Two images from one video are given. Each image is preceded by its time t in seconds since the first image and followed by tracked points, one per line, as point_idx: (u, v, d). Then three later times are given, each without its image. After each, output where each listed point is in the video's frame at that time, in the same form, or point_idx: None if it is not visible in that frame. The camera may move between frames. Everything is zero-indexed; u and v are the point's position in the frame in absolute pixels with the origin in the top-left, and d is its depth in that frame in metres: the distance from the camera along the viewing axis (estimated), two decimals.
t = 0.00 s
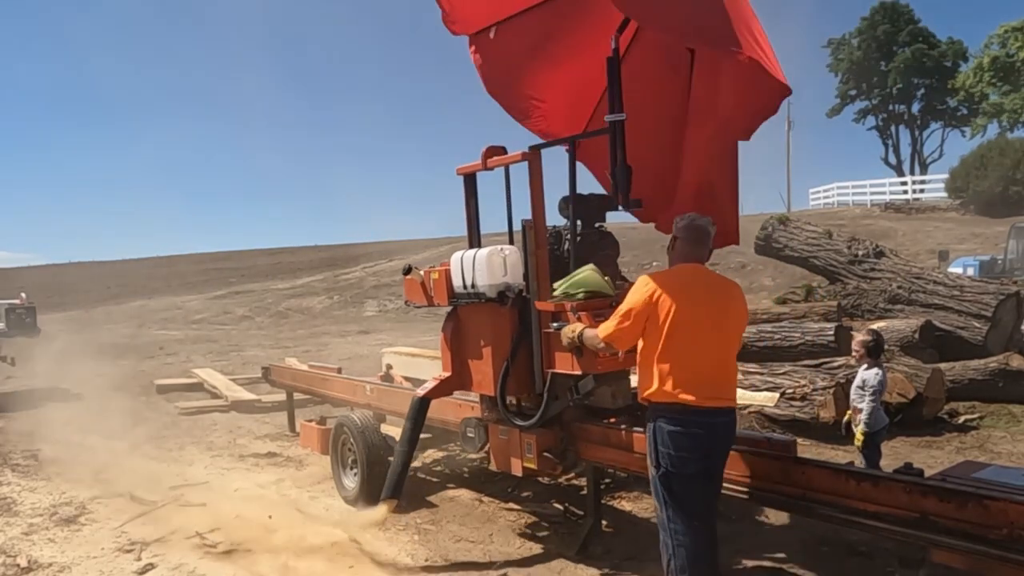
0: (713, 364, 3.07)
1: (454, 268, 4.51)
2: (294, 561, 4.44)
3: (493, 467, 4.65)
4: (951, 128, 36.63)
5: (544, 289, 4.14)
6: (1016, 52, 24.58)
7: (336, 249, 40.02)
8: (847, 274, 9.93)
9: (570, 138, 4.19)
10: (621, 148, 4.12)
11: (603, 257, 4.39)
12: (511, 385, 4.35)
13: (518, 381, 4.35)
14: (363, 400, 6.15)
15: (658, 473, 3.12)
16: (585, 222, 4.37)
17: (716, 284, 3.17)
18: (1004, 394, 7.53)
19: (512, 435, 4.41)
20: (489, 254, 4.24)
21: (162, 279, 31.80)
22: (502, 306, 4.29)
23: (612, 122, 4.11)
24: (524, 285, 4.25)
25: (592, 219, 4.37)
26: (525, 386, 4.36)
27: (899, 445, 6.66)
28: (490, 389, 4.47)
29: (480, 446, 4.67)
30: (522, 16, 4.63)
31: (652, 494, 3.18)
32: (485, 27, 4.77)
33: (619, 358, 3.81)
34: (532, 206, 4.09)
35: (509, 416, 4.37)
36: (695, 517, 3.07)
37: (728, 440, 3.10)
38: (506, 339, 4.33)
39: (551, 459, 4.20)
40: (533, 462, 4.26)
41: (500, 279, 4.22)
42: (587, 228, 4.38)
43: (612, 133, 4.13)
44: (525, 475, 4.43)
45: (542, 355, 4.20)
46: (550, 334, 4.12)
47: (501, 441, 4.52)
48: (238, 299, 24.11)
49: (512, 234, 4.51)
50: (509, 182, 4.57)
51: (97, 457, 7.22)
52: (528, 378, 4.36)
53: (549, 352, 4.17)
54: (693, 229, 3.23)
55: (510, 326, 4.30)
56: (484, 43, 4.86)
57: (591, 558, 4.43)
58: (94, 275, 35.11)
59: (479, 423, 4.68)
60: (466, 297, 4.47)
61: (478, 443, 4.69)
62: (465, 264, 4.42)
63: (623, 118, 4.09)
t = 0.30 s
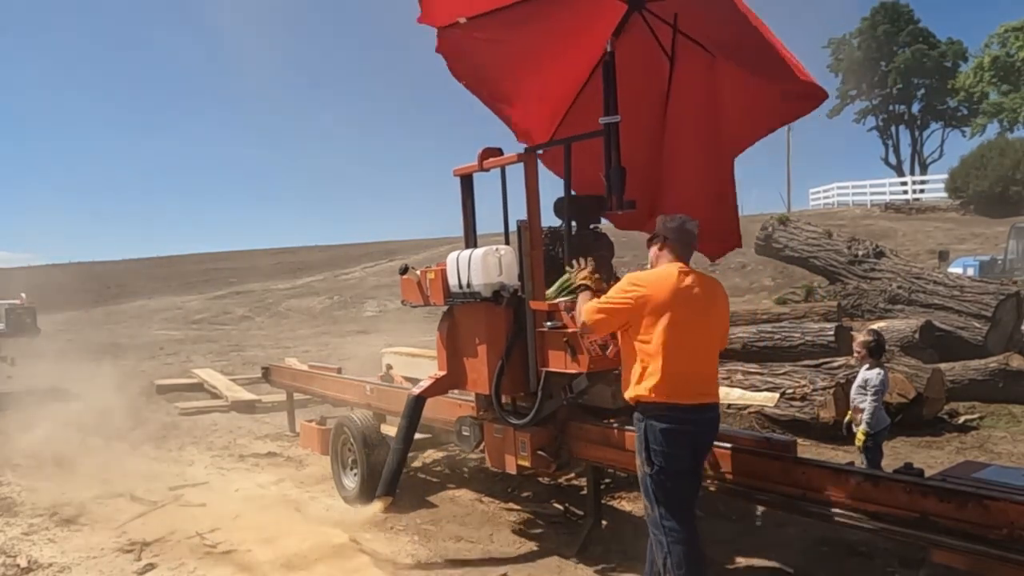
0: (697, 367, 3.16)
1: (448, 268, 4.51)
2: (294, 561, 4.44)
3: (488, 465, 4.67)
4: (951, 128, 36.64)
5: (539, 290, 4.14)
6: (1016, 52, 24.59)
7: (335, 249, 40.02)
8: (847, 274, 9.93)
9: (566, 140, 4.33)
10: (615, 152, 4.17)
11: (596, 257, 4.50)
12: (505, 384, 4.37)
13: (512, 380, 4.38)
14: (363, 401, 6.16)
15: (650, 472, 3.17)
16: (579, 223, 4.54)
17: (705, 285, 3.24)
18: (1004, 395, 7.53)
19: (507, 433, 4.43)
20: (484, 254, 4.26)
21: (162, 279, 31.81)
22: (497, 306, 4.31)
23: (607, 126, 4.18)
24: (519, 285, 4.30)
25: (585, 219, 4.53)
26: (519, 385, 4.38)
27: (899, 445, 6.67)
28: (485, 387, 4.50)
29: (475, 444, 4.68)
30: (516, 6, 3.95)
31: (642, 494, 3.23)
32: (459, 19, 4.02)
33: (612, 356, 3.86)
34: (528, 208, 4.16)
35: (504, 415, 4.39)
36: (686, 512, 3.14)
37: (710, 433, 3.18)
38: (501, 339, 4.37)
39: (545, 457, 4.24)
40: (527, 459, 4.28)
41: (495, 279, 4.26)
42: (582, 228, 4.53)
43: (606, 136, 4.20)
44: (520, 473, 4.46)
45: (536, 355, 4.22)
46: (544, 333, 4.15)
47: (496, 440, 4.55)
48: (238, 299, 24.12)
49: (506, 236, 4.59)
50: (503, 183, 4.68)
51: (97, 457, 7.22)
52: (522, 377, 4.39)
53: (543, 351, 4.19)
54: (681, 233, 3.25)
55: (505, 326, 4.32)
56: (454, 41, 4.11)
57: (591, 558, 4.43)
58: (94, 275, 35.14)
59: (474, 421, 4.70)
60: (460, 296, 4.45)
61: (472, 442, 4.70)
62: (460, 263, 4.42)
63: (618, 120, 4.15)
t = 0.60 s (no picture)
0: (682, 365, 3.22)
1: (444, 269, 4.51)
2: (295, 561, 4.45)
3: (483, 464, 4.68)
4: (952, 128, 36.61)
5: (532, 288, 4.19)
6: (1016, 52, 24.57)
7: (336, 249, 40.07)
8: (847, 275, 9.94)
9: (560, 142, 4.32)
10: (607, 153, 4.14)
11: (591, 259, 4.51)
12: (500, 384, 4.38)
13: (507, 380, 4.38)
14: (363, 401, 6.16)
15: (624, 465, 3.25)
16: (574, 223, 4.57)
17: (697, 288, 3.32)
18: (1004, 395, 7.52)
19: (501, 432, 4.44)
20: (478, 255, 4.25)
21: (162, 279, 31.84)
22: (492, 306, 4.33)
23: (599, 127, 4.15)
24: (513, 285, 4.31)
25: (579, 220, 4.57)
26: (513, 386, 4.39)
27: (900, 445, 6.66)
28: (480, 387, 4.50)
29: (471, 444, 4.71)
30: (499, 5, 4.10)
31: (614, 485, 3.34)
32: (441, 9, 4.14)
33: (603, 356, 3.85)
34: (521, 209, 4.18)
35: (499, 415, 4.40)
36: (658, 503, 3.24)
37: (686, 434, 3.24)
38: (495, 339, 4.38)
39: (539, 455, 4.28)
40: (522, 458, 4.30)
41: (490, 280, 4.25)
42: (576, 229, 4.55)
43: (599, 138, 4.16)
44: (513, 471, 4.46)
45: (530, 355, 4.23)
46: (536, 333, 4.16)
47: (491, 439, 4.55)
48: (239, 299, 24.14)
49: (501, 237, 4.60)
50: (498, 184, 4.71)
51: (97, 457, 7.23)
52: (517, 378, 4.40)
53: (536, 351, 4.20)
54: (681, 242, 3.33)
55: (500, 326, 4.34)
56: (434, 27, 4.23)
57: (592, 558, 4.42)
58: (95, 275, 35.20)
59: (469, 420, 4.72)
60: (456, 296, 4.45)
61: (468, 441, 4.72)
62: (454, 264, 4.41)
63: (610, 122, 4.13)
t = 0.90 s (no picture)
0: (670, 366, 3.22)
1: (439, 269, 4.52)
2: (296, 561, 4.45)
3: (478, 463, 4.69)
4: (952, 128, 36.60)
5: (527, 289, 4.15)
6: (1017, 52, 24.55)
7: (335, 249, 40.10)
8: (847, 275, 9.95)
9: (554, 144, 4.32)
10: (600, 156, 4.14)
11: (586, 259, 4.52)
12: (495, 384, 4.41)
13: (501, 381, 4.41)
14: (363, 401, 6.17)
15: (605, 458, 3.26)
16: (568, 224, 4.59)
17: (690, 292, 3.33)
18: (1005, 395, 7.52)
19: (496, 432, 4.44)
20: (473, 255, 4.27)
21: (163, 279, 31.87)
22: (486, 307, 4.34)
23: (592, 129, 4.16)
24: (508, 286, 4.30)
25: (574, 221, 4.59)
26: (508, 386, 4.41)
27: (900, 446, 6.66)
28: (474, 388, 4.52)
29: (466, 442, 4.71)
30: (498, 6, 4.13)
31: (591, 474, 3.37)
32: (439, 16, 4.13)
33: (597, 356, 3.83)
34: (516, 210, 4.18)
35: (493, 414, 4.43)
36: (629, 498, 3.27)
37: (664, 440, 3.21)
38: (490, 340, 4.39)
39: (533, 454, 4.28)
40: (516, 457, 4.32)
41: (484, 280, 4.26)
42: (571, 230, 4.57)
43: (591, 140, 4.16)
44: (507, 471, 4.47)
45: (523, 356, 4.23)
46: (530, 333, 4.16)
47: (486, 437, 4.56)
48: (239, 299, 24.17)
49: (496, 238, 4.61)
50: (494, 186, 4.78)
51: (98, 457, 7.23)
52: (511, 378, 4.42)
53: (530, 351, 4.20)
54: (677, 246, 3.34)
55: (494, 327, 4.35)
56: (434, 36, 4.19)
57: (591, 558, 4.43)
58: (96, 275, 35.24)
59: (464, 419, 4.72)
60: (451, 297, 4.45)
61: (463, 440, 4.72)
62: (450, 265, 4.43)
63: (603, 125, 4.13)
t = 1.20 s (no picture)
0: (658, 365, 3.23)
1: (435, 269, 4.51)
2: (296, 561, 4.46)
3: (475, 462, 4.69)
4: (952, 128, 36.59)
5: (523, 289, 4.25)
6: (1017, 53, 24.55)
7: (335, 249, 40.16)
8: (848, 275, 9.95)
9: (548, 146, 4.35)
10: (594, 157, 4.16)
11: (581, 260, 4.53)
12: (490, 385, 4.41)
13: (497, 381, 4.41)
14: (364, 402, 6.18)
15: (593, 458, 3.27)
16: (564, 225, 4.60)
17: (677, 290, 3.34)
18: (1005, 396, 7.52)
19: (492, 431, 4.45)
20: (469, 255, 4.26)
21: (163, 279, 31.91)
22: (481, 307, 4.34)
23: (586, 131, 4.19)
24: (503, 286, 4.30)
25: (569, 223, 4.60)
26: (504, 386, 4.40)
27: (900, 446, 6.67)
28: (470, 387, 4.52)
29: (463, 442, 4.71)
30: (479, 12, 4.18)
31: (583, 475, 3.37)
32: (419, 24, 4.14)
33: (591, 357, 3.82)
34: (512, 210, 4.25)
35: (489, 413, 4.42)
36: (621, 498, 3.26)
37: (638, 443, 3.19)
38: (487, 340, 4.40)
39: (528, 454, 4.28)
40: (512, 456, 4.31)
41: (480, 280, 4.26)
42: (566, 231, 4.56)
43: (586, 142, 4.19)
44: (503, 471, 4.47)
45: (519, 356, 4.23)
46: (525, 333, 4.15)
47: (483, 437, 4.57)
48: (239, 299, 24.20)
49: (491, 238, 4.62)
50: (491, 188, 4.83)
51: (98, 457, 7.24)
52: (507, 378, 4.43)
53: (524, 352, 4.19)
54: (658, 240, 3.34)
55: (490, 327, 4.35)
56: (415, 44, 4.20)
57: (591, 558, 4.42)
58: (96, 275, 35.30)
59: (460, 419, 4.71)
60: (448, 297, 4.44)
61: (459, 440, 4.71)
62: (446, 265, 4.42)
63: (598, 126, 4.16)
